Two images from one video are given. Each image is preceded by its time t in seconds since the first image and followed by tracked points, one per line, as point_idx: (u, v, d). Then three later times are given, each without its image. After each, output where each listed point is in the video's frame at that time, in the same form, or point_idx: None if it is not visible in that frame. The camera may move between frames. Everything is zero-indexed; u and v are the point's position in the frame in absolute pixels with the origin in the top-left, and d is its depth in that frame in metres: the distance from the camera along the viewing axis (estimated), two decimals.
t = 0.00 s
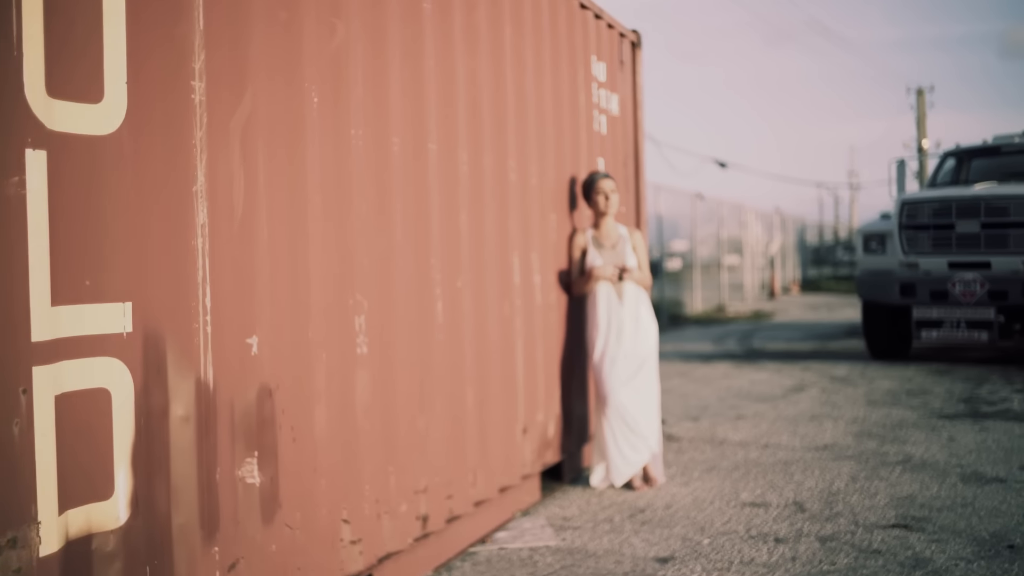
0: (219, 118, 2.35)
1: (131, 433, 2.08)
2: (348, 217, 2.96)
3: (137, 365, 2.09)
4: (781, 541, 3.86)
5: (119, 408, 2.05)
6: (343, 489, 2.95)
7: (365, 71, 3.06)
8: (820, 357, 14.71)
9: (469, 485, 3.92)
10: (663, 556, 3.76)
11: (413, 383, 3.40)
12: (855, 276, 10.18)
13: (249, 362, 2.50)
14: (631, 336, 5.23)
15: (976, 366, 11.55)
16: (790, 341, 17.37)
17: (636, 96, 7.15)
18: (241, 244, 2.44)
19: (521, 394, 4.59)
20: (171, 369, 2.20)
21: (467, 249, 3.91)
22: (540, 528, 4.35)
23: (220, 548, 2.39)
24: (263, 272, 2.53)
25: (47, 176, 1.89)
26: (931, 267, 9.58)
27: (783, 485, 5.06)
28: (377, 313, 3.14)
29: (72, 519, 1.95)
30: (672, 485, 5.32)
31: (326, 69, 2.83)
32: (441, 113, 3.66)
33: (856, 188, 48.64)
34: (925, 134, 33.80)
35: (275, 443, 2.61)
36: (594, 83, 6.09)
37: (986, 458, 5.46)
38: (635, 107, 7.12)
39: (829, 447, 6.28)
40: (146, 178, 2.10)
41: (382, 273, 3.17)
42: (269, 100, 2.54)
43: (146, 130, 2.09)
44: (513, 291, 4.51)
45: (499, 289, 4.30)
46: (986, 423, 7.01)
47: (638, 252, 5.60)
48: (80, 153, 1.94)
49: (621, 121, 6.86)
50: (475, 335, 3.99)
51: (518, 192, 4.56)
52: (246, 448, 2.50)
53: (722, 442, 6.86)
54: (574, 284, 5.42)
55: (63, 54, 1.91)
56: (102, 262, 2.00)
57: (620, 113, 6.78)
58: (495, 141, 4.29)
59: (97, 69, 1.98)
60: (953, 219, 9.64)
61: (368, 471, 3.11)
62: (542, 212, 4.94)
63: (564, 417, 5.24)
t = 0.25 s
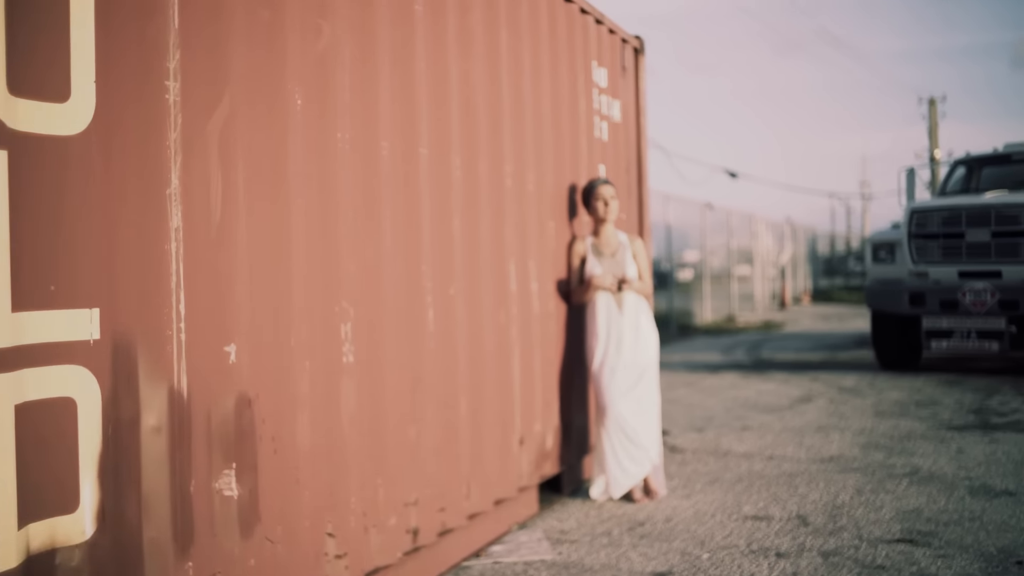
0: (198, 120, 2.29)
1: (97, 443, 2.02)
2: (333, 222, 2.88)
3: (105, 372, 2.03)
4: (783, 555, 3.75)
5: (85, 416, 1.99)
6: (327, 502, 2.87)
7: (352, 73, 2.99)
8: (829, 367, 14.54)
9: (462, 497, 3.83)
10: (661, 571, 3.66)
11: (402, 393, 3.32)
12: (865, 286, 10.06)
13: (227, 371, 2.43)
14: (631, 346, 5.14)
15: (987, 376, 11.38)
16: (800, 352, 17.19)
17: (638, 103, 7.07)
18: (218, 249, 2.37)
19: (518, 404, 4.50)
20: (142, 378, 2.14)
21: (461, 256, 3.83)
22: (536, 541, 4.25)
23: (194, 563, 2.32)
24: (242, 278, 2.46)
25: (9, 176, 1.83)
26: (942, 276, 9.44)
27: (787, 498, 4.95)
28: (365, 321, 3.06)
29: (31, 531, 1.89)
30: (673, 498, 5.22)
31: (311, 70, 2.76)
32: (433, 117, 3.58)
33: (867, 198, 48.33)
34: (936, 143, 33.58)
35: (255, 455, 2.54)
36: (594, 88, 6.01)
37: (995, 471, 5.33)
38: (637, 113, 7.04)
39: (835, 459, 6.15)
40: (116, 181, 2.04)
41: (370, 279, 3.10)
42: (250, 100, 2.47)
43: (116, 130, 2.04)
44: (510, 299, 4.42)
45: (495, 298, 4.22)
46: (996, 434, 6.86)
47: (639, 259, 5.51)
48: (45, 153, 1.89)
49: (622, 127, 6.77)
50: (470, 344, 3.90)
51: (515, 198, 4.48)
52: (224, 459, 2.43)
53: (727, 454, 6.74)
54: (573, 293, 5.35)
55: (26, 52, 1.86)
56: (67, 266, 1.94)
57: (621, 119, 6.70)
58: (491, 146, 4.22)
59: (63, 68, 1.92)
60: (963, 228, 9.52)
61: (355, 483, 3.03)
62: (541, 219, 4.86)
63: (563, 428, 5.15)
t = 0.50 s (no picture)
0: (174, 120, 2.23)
1: (62, 454, 1.98)
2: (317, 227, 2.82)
3: (72, 380, 1.99)
4: (784, 570, 3.65)
5: (49, 425, 1.95)
6: (310, 514, 2.79)
7: (338, 75, 2.93)
8: (839, 378, 14.37)
9: (455, 510, 3.75)
10: None
11: (391, 402, 3.24)
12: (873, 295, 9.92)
13: (203, 379, 2.37)
14: (631, 355, 5.05)
15: (999, 387, 11.20)
16: (809, 362, 17.01)
17: (641, 109, 7.01)
18: (194, 253, 2.32)
19: (515, 414, 4.41)
20: (113, 386, 2.08)
21: (453, 262, 3.76)
22: (532, 554, 4.16)
23: None
24: (220, 283, 2.40)
25: None
26: (952, 285, 9.29)
27: (790, 511, 4.84)
28: (351, 328, 2.99)
29: None
30: (675, 510, 5.11)
31: (295, 71, 2.70)
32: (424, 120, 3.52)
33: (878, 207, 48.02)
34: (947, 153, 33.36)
35: (234, 466, 2.47)
36: (595, 95, 5.95)
37: (1005, 483, 5.20)
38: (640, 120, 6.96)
39: (841, 471, 6.03)
40: (85, 185, 2.00)
41: (357, 286, 3.03)
42: (229, 101, 2.41)
43: (85, 133, 2.00)
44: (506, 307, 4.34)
45: (491, 305, 4.14)
46: (1007, 446, 6.72)
47: (639, 267, 5.42)
48: (8, 156, 1.86)
49: (624, 134, 6.70)
50: (463, 352, 3.82)
51: (512, 205, 4.41)
52: (200, 469, 2.36)
53: (731, 465, 6.62)
54: (572, 302, 5.24)
55: None
56: (31, 271, 1.91)
57: (623, 125, 6.62)
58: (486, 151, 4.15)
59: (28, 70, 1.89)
60: (974, 236, 9.39)
61: (340, 494, 2.95)
62: (538, 226, 4.79)
63: (563, 439, 5.06)
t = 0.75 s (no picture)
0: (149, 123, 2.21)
1: (25, 465, 2.05)
2: (299, 231, 2.74)
3: (36, 391, 2.05)
4: None
5: (12, 435, 2.02)
6: (293, 528, 2.71)
7: (324, 76, 2.87)
8: (848, 388, 14.19)
9: (449, 522, 3.66)
10: None
11: (379, 411, 3.16)
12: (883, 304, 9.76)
13: (179, 388, 2.31)
14: (631, 364, 4.95)
15: (1011, 397, 11.02)
16: (819, 372, 16.82)
17: (643, 115, 6.92)
18: (169, 258, 2.27)
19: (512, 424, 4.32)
20: (80, 396, 2.11)
21: (447, 268, 3.68)
22: (527, 568, 4.07)
23: None
24: (197, 289, 2.34)
25: None
26: (962, 293, 9.14)
27: (794, 524, 4.73)
28: (337, 335, 2.92)
29: None
30: (676, 522, 5.00)
31: (278, 72, 2.65)
32: (416, 124, 3.44)
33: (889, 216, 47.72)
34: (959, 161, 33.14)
35: (212, 476, 2.41)
36: (595, 100, 5.88)
37: (1014, 496, 5.08)
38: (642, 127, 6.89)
39: (847, 482, 5.91)
40: (51, 197, 2.06)
41: (343, 292, 2.96)
42: (208, 103, 2.36)
43: (54, 146, 2.06)
44: (504, 315, 4.26)
45: (487, 313, 4.06)
46: (1018, 458, 6.58)
47: (640, 274, 5.30)
48: None
49: (626, 140, 6.62)
50: (457, 361, 3.74)
51: (508, 211, 4.34)
52: (175, 480, 2.30)
53: (736, 476, 6.50)
54: (571, 310, 5.13)
55: None
56: None
57: (625, 131, 6.53)
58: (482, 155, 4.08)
59: None
60: (983, 243, 9.25)
61: (325, 506, 2.87)
62: (536, 233, 4.70)
63: (563, 450, 4.95)
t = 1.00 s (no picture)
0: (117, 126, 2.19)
1: None
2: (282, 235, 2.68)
3: None
4: None
5: None
6: (274, 539, 2.64)
7: (308, 77, 2.81)
8: (858, 397, 14.02)
9: (441, 534, 3.58)
10: None
11: (368, 420, 3.08)
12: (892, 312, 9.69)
13: (154, 396, 2.26)
14: (630, 372, 4.84)
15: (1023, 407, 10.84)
16: (828, 381, 16.63)
17: (646, 120, 6.85)
18: (143, 263, 2.23)
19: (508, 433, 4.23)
20: (46, 403, 2.12)
21: (440, 273, 3.61)
22: None
23: None
24: (171, 295, 2.29)
25: None
26: (972, 301, 9.00)
27: (797, 536, 4.62)
28: (323, 342, 2.85)
29: None
30: (677, 534, 4.90)
31: (259, 73, 2.60)
32: (406, 126, 3.38)
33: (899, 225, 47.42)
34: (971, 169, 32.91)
35: (187, 487, 2.34)
36: (595, 104, 5.81)
37: None
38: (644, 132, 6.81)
39: (853, 493, 5.79)
40: (17, 204, 2.11)
41: (329, 297, 2.89)
42: (184, 105, 2.33)
43: (15, 156, 2.10)
44: (500, 321, 4.17)
45: (482, 320, 3.98)
46: None
47: (640, 281, 5.20)
48: None
49: (628, 145, 6.53)
50: (450, 368, 3.66)
51: (504, 216, 4.26)
52: (149, 491, 2.25)
53: (740, 486, 6.38)
54: (570, 317, 5.04)
55: None
56: None
57: (627, 136, 6.45)
58: (477, 159, 4.01)
59: None
60: (994, 250, 9.12)
61: (309, 518, 2.79)
62: (533, 238, 4.63)
63: (562, 460, 4.85)
